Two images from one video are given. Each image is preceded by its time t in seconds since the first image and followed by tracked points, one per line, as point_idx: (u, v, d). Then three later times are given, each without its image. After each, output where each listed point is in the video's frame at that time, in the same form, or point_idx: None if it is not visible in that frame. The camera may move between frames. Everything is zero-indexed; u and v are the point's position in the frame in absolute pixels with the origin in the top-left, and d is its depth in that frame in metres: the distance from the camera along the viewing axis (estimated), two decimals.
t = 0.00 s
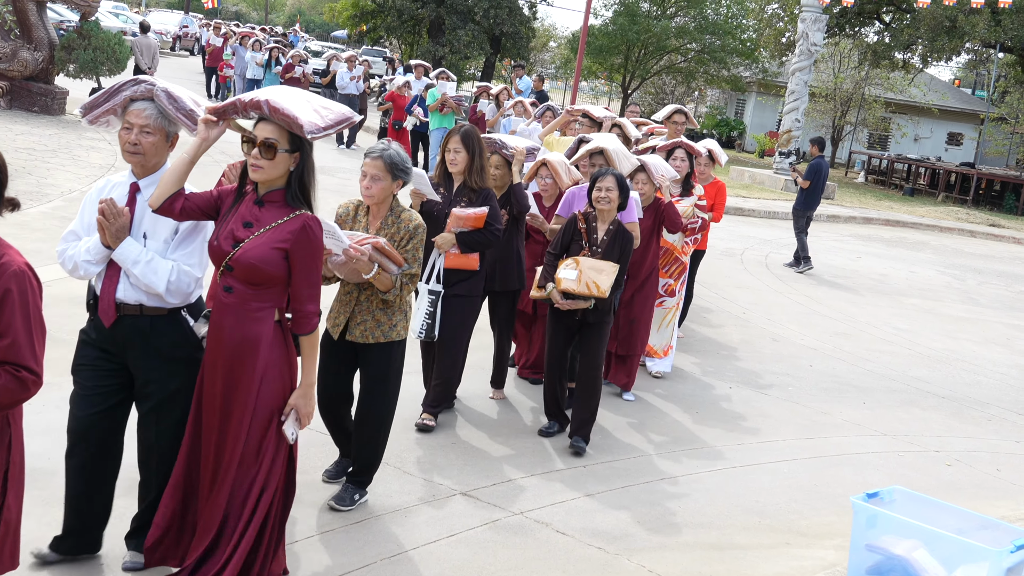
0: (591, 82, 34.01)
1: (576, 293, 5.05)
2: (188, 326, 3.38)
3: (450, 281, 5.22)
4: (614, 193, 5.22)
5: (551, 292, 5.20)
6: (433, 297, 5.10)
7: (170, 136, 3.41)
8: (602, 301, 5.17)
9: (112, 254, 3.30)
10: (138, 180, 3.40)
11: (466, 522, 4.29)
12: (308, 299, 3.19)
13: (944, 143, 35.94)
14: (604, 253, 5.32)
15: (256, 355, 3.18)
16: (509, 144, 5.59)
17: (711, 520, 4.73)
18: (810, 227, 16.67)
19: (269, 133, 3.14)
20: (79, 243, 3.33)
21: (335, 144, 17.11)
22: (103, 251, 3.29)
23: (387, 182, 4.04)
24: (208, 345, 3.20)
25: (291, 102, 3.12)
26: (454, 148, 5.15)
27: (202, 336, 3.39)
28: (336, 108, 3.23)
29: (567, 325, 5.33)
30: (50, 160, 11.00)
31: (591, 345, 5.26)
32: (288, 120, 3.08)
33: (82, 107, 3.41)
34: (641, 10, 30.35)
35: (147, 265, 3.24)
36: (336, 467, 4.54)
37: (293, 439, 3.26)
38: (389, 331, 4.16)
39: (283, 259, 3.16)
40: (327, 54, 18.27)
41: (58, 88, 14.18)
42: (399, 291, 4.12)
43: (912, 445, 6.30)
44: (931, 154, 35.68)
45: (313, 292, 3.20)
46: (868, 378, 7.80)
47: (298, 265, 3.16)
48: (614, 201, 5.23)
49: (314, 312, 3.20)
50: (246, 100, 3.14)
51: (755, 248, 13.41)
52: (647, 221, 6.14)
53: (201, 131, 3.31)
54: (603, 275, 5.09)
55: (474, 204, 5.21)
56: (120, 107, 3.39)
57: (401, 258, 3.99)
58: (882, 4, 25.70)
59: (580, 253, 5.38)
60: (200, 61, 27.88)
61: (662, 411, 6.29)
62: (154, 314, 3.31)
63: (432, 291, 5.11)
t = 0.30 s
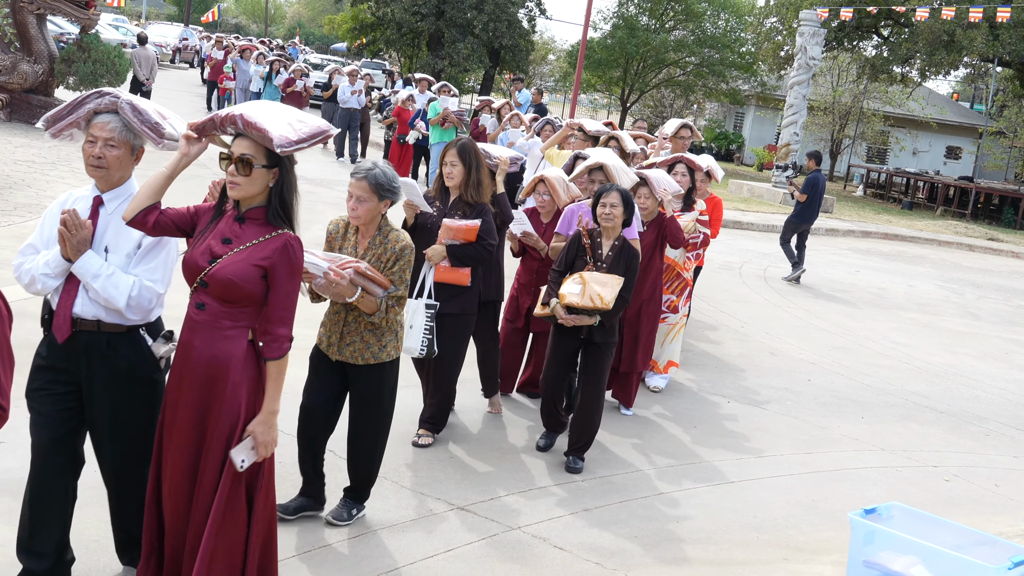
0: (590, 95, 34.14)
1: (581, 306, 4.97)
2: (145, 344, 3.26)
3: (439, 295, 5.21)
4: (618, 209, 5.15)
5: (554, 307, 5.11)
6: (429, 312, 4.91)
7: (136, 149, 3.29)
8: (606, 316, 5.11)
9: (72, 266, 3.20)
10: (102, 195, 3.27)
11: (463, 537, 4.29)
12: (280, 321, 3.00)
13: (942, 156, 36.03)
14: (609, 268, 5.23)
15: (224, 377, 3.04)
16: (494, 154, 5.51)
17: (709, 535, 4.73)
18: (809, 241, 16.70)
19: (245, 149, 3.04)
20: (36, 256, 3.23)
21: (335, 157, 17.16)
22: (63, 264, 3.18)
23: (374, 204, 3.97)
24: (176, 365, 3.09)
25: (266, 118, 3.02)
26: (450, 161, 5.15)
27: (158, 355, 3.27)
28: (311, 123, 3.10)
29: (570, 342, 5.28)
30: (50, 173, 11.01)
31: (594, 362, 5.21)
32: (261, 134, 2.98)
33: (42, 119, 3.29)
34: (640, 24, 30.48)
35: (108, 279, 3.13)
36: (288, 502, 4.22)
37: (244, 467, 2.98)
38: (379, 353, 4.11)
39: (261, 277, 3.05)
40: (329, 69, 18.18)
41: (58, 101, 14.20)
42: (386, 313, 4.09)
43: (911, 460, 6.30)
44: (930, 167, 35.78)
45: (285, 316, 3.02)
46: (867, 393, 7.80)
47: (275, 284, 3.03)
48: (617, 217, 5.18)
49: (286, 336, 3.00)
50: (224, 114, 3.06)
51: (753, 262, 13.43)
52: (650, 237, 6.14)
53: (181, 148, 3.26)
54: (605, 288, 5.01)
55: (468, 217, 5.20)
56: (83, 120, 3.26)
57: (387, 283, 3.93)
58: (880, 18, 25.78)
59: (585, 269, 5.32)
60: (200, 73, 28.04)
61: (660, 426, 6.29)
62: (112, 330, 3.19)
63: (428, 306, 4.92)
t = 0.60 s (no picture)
0: (592, 105, 34.24)
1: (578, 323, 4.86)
2: (117, 354, 3.25)
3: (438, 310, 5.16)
4: (619, 222, 5.08)
5: (552, 323, 5.00)
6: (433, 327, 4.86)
7: (112, 156, 3.28)
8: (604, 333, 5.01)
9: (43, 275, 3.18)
10: (75, 202, 3.26)
11: (464, 549, 4.28)
12: (263, 331, 2.96)
13: (944, 168, 36.04)
14: (608, 283, 5.15)
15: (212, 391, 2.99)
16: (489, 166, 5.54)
17: (708, 547, 4.72)
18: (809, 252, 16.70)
19: (227, 161, 3.00)
20: (8, 264, 3.21)
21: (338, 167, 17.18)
22: (34, 272, 3.17)
23: (354, 218, 3.92)
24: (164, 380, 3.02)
25: (246, 128, 2.98)
26: (448, 175, 5.13)
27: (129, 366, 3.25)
28: (292, 129, 3.06)
29: (569, 358, 5.12)
30: (53, 182, 11.04)
31: (595, 377, 5.13)
32: (241, 145, 2.93)
33: (19, 121, 3.28)
34: (641, 34, 30.57)
35: (81, 288, 3.10)
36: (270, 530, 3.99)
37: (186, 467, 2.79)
38: (361, 370, 4.03)
39: (250, 290, 2.99)
40: (334, 80, 18.22)
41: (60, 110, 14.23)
42: (368, 328, 3.95)
43: (912, 473, 6.29)
44: (931, 178, 35.79)
45: (268, 328, 2.98)
46: (867, 405, 7.79)
47: (261, 297, 2.97)
48: (618, 230, 5.09)
49: (262, 348, 2.95)
50: (203, 126, 3.00)
51: (754, 273, 13.44)
52: (649, 250, 6.12)
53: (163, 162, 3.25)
54: (603, 304, 4.90)
55: (467, 230, 5.17)
56: (60, 125, 3.25)
57: (369, 297, 3.83)
58: (881, 30, 25.81)
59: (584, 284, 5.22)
60: (202, 82, 28.07)
61: (660, 439, 6.28)
62: (84, 338, 3.18)
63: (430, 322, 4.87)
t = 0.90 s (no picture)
0: (596, 113, 34.28)
1: (566, 334, 4.82)
2: (99, 371, 3.23)
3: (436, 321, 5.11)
4: (608, 231, 5.00)
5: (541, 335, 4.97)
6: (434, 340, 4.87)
7: (96, 169, 3.30)
8: (596, 344, 4.98)
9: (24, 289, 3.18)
10: (59, 215, 3.27)
11: (468, 557, 4.28)
12: (253, 349, 2.94)
13: (948, 177, 36.02)
14: (598, 294, 5.06)
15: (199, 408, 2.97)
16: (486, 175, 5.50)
17: (711, 557, 4.71)
18: (813, 260, 16.69)
19: (208, 170, 2.97)
20: None
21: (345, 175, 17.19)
22: (15, 287, 3.17)
23: (330, 220, 3.87)
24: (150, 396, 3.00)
25: (227, 136, 2.94)
26: (439, 184, 5.08)
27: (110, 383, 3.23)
28: (275, 137, 3.01)
29: (562, 371, 5.07)
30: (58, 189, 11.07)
31: (590, 389, 5.09)
32: (222, 154, 2.90)
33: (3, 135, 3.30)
34: (645, 42, 30.62)
35: (61, 303, 3.08)
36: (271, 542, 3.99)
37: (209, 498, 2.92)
38: (339, 379, 3.96)
39: (235, 305, 2.97)
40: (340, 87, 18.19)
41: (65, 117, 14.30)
42: (344, 334, 3.89)
43: (915, 483, 6.27)
44: (935, 187, 35.77)
45: (259, 344, 2.96)
46: (871, 415, 7.77)
47: (248, 312, 2.95)
48: (607, 239, 5.01)
49: (257, 365, 2.94)
50: (183, 135, 2.99)
51: (758, 281, 13.43)
52: (643, 258, 5.98)
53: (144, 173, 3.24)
54: (591, 316, 4.85)
55: (464, 239, 5.13)
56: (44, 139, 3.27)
57: (345, 302, 3.72)
58: (886, 38, 25.81)
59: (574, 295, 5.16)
60: (206, 88, 28.15)
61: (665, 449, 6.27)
62: (65, 354, 3.17)
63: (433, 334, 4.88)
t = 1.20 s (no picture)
0: (601, 120, 34.33)
1: (549, 341, 4.77)
2: (86, 382, 3.25)
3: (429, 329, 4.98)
4: (593, 236, 4.95)
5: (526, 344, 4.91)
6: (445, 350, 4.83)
7: (78, 176, 3.29)
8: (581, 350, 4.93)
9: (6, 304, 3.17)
10: (41, 224, 3.29)
11: (471, 566, 4.27)
12: (243, 357, 2.91)
13: (954, 184, 35.97)
14: (584, 299, 5.01)
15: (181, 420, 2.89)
16: (487, 183, 5.48)
17: (716, 566, 4.69)
18: (819, 267, 16.69)
19: (182, 174, 2.90)
20: None
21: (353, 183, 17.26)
22: None
23: (317, 231, 3.82)
24: (122, 407, 2.90)
25: (205, 139, 2.87)
26: (424, 190, 4.98)
27: (100, 395, 3.24)
28: (255, 140, 2.98)
29: (549, 380, 5.03)
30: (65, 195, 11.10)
31: (578, 398, 5.02)
32: (202, 157, 2.83)
33: None
34: (651, 49, 30.65)
35: (43, 314, 3.08)
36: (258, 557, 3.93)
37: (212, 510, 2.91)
38: (331, 391, 3.92)
39: (215, 314, 2.91)
40: (349, 96, 18.27)
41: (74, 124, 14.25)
42: (337, 347, 3.87)
43: (921, 491, 6.26)
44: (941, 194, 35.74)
45: (247, 350, 2.92)
46: (877, 423, 7.76)
47: (233, 319, 2.91)
48: (593, 244, 4.96)
49: (249, 371, 2.91)
50: (157, 138, 2.90)
51: (763, 288, 13.42)
52: (638, 265, 5.88)
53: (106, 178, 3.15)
54: (574, 322, 4.80)
55: (452, 245, 5.03)
56: (24, 143, 3.26)
57: (337, 316, 3.74)
58: (892, 45, 25.80)
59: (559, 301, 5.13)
60: (212, 95, 28.23)
61: (670, 456, 6.27)
62: (51, 367, 3.18)
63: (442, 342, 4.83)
